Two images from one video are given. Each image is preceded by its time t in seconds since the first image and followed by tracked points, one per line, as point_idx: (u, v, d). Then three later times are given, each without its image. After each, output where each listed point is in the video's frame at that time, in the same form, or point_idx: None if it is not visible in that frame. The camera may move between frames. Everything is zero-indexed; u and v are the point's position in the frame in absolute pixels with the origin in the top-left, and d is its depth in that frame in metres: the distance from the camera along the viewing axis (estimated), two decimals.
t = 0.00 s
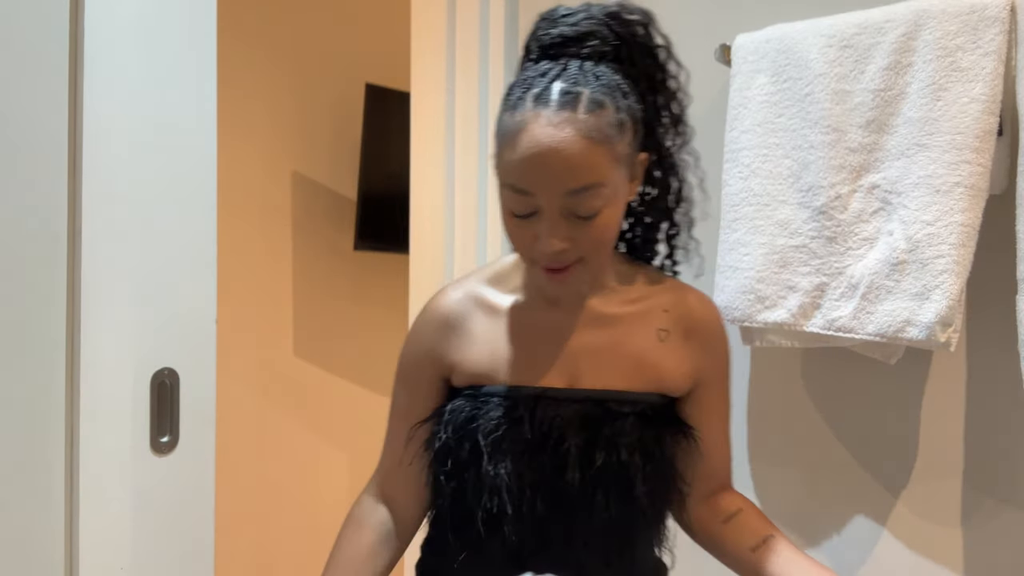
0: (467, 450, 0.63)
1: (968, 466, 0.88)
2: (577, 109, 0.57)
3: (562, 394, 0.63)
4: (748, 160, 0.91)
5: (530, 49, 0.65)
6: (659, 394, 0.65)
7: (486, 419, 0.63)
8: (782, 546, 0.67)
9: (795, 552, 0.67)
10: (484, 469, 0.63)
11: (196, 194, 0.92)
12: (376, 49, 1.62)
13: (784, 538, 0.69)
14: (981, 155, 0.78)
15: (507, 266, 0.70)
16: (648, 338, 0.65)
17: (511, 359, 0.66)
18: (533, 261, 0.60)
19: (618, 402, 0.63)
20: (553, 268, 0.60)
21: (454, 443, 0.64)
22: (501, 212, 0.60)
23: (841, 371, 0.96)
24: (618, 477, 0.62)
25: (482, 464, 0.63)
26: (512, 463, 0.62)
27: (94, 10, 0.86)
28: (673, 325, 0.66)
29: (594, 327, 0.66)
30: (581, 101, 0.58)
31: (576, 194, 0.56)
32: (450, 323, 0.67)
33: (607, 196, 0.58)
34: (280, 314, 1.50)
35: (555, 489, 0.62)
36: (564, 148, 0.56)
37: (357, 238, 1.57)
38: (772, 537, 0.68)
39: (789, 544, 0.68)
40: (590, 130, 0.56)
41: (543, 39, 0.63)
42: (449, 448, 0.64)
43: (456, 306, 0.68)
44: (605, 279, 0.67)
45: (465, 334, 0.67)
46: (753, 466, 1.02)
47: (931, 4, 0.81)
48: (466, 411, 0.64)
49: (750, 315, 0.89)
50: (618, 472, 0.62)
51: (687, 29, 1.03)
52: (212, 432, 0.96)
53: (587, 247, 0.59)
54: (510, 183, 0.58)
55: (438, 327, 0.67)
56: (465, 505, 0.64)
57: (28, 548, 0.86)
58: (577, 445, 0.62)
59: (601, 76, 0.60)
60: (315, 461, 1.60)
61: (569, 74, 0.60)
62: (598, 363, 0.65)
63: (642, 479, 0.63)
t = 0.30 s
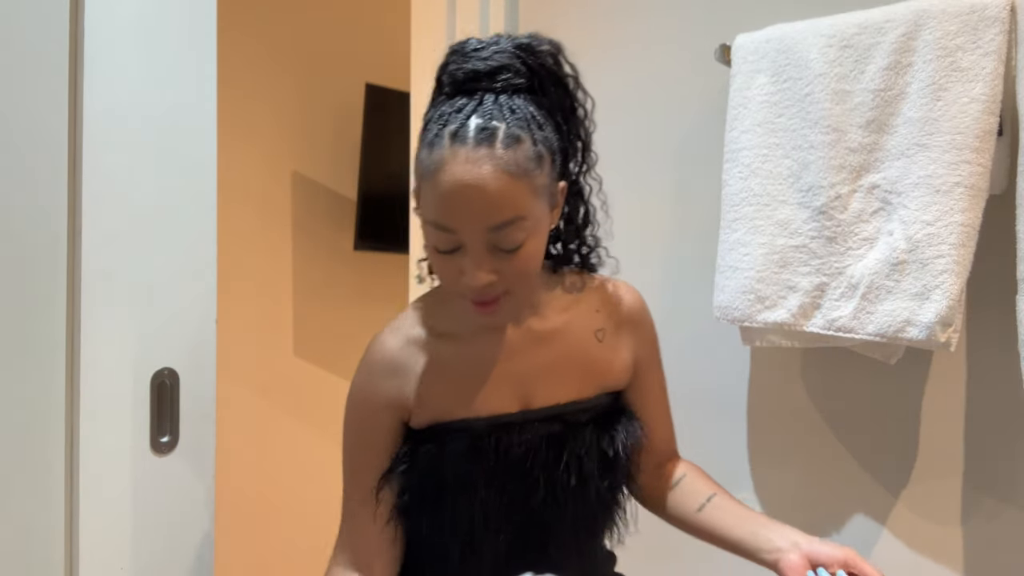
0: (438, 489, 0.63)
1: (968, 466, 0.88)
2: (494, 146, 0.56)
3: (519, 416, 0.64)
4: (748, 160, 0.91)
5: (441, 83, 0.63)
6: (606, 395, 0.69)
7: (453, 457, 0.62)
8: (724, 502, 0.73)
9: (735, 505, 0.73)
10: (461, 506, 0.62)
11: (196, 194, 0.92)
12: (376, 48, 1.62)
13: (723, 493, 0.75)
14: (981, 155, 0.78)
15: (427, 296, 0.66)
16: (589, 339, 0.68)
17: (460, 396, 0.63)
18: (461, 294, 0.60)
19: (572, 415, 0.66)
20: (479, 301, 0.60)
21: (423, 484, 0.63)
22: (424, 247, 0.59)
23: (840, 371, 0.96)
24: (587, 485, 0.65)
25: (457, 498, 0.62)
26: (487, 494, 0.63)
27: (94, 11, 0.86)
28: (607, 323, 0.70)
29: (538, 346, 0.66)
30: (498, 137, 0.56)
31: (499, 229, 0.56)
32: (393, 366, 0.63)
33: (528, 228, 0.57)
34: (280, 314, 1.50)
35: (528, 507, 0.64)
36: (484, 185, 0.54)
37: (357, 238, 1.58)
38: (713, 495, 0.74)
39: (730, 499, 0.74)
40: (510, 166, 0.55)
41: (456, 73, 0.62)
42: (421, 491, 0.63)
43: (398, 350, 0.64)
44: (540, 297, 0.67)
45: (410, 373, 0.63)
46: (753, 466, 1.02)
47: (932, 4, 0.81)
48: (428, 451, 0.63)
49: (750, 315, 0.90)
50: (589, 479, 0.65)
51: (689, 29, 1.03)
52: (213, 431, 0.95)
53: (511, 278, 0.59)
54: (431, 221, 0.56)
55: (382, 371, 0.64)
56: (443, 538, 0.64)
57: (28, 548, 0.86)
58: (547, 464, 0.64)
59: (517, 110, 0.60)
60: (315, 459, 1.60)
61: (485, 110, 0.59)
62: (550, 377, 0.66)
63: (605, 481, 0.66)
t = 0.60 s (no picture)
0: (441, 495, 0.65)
1: (968, 466, 0.89)
2: (467, 160, 0.58)
3: (511, 421, 0.67)
4: (748, 160, 0.91)
5: (408, 94, 0.64)
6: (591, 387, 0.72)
7: (452, 462, 0.65)
8: (711, 475, 0.76)
9: (722, 476, 0.76)
10: (465, 511, 0.65)
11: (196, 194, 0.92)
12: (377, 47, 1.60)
13: (712, 466, 0.77)
14: (981, 155, 0.78)
15: (402, 308, 0.70)
16: (569, 335, 0.71)
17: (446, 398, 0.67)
18: (439, 307, 0.62)
19: (562, 413, 0.69)
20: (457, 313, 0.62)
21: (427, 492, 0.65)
22: (400, 263, 0.61)
23: (840, 371, 0.96)
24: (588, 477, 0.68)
25: (460, 507, 0.65)
26: (489, 494, 0.65)
27: (94, 11, 0.86)
28: (586, 316, 0.72)
29: (519, 348, 0.69)
30: (469, 151, 0.58)
31: (475, 244, 0.58)
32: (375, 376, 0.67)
33: (505, 241, 0.60)
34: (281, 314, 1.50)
35: (530, 506, 0.67)
36: (457, 201, 0.56)
37: (357, 238, 1.57)
38: (701, 469, 0.76)
39: (716, 471, 0.76)
40: (483, 181, 0.58)
41: (422, 84, 0.63)
42: (426, 499, 0.65)
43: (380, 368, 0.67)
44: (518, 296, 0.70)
45: (393, 383, 0.67)
46: (753, 466, 1.02)
47: (932, 4, 0.81)
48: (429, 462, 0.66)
49: (750, 315, 0.90)
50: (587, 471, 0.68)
51: (688, 29, 1.03)
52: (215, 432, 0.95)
53: (490, 290, 0.62)
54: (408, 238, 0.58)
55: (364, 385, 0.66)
56: (453, 546, 0.66)
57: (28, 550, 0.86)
58: (545, 459, 0.67)
59: (486, 121, 0.62)
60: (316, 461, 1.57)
61: (454, 121, 0.61)
62: (535, 376, 0.69)
63: (603, 472, 0.69)
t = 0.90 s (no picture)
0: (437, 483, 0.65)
1: (968, 466, 0.88)
2: (459, 149, 0.57)
3: (513, 413, 0.66)
4: (748, 160, 0.91)
5: (409, 80, 0.64)
6: (603, 385, 0.71)
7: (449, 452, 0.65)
8: (734, 479, 0.74)
9: (745, 480, 0.74)
10: (461, 499, 0.65)
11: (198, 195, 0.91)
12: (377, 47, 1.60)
13: (734, 469, 0.76)
14: (981, 155, 0.78)
15: (408, 301, 0.70)
16: (578, 329, 0.70)
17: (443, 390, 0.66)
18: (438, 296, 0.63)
19: (569, 409, 0.68)
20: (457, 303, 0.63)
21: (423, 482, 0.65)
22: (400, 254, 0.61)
23: (840, 371, 0.96)
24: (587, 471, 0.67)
25: (455, 495, 0.65)
26: (487, 486, 0.65)
27: (95, 11, 0.87)
28: (597, 313, 0.71)
29: (527, 341, 0.68)
30: (462, 140, 0.58)
31: (468, 234, 0.58)
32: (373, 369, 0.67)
33: (500, 231, 0.59)
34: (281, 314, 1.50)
35: (529, 501, 0.66)
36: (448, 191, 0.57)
37: (358, 238, 1.56)
38: (723, 473, 0.75)
39: (740, 475, 0.75)
40: (474, 171, 0.57)
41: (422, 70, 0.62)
42: (423, 488, 0.65)
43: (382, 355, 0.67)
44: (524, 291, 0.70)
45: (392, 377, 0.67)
46: (753, 466, 1.02)
47: (932, 4, 0.81)
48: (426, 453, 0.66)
49: (750, 315, 0.89)
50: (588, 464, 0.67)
51: (688, 30, 1.03)
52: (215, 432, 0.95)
53: (488, 280, 0.61)
54: (404, 229, 0.59)
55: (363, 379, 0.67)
56: (448, 535, 0.66)
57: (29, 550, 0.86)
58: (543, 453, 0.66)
59: (483, 106, 0.61)
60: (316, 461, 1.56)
61: (450, 109, 0.60)
62: (542, 371, 0.68)
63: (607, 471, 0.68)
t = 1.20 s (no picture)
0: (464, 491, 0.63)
1: (968, 466, 0.89)
2: (485, 150, 0.55)
3: (548, 425, 0.63)
4: (748, 159, 0.91)
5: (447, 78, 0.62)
6: (647, 400, 0.66)
7: (476, 461, 0.62)
8: (794, 511, 0.69)
9: (807, 515, 0.69)
10: (488, 509, 0.63)
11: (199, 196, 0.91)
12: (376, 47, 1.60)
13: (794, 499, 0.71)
14: (981, 155, 0.78)
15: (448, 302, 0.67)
16: (622, 340, 0.65)
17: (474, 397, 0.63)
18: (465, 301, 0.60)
19: (606, 423, 0.63)
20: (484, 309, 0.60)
21: (450, 487, 0.63)
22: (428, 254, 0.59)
23: (841, 371, 0.96)
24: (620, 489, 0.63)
25: (482, 504, 0.63)
26: (515, 498, 0.62)
27: (95, 11, 0.86)
28: (645, 323, 0.67)
29: (567, 347, 0.64)
30: (490, 140, 0.56)
31: (492, 239, 0.55)
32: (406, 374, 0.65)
33: (526, 238, 0.57)
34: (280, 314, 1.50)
35: (560, 516, 0.63)
36: (471, 194, 0.54)
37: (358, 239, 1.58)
38: (783, 504, 0.70)
39: (800, 507, 0.70)
40: (501, 173, 0.55)
41: (458, 70, 0.61)
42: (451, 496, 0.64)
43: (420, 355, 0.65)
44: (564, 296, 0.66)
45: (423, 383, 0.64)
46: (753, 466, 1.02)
47: (932, 4, 0.81)
48: (454, 460, 0.63)
49: (750, 315, 0.89)
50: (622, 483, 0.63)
51: (688, 30, 1.03)
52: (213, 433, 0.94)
53: (515, 287, 0.59)
54: (428, 229, 0.57)
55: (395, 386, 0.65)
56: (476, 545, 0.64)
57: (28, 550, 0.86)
58: (576, 471, 0.62)
59: (518, 106, 0.58)
60: (315, 462, 1.56)
61: (481, 108, 0.58)
62: (580, 380, 0.64)
63: (642, 489, 0.64)
